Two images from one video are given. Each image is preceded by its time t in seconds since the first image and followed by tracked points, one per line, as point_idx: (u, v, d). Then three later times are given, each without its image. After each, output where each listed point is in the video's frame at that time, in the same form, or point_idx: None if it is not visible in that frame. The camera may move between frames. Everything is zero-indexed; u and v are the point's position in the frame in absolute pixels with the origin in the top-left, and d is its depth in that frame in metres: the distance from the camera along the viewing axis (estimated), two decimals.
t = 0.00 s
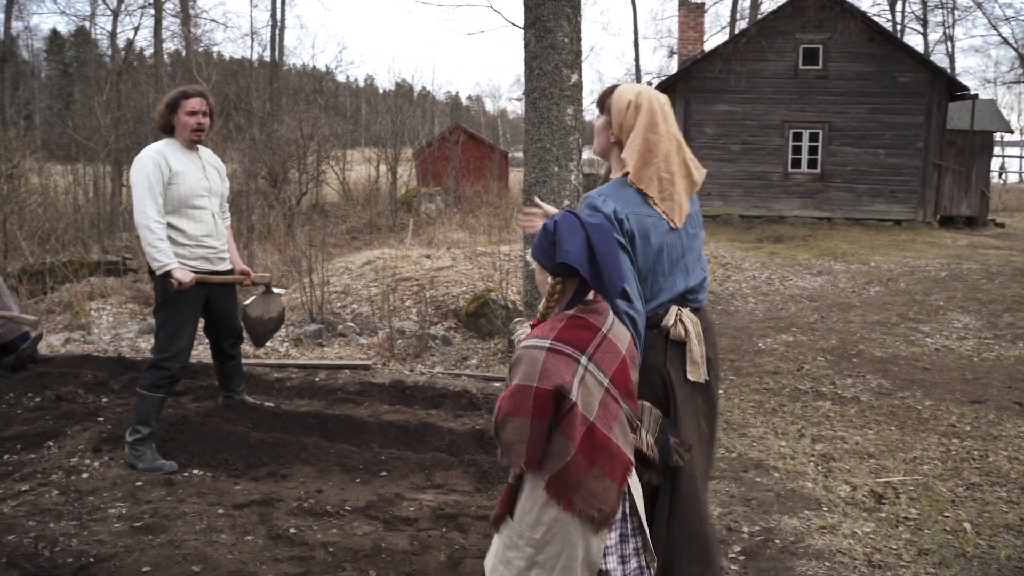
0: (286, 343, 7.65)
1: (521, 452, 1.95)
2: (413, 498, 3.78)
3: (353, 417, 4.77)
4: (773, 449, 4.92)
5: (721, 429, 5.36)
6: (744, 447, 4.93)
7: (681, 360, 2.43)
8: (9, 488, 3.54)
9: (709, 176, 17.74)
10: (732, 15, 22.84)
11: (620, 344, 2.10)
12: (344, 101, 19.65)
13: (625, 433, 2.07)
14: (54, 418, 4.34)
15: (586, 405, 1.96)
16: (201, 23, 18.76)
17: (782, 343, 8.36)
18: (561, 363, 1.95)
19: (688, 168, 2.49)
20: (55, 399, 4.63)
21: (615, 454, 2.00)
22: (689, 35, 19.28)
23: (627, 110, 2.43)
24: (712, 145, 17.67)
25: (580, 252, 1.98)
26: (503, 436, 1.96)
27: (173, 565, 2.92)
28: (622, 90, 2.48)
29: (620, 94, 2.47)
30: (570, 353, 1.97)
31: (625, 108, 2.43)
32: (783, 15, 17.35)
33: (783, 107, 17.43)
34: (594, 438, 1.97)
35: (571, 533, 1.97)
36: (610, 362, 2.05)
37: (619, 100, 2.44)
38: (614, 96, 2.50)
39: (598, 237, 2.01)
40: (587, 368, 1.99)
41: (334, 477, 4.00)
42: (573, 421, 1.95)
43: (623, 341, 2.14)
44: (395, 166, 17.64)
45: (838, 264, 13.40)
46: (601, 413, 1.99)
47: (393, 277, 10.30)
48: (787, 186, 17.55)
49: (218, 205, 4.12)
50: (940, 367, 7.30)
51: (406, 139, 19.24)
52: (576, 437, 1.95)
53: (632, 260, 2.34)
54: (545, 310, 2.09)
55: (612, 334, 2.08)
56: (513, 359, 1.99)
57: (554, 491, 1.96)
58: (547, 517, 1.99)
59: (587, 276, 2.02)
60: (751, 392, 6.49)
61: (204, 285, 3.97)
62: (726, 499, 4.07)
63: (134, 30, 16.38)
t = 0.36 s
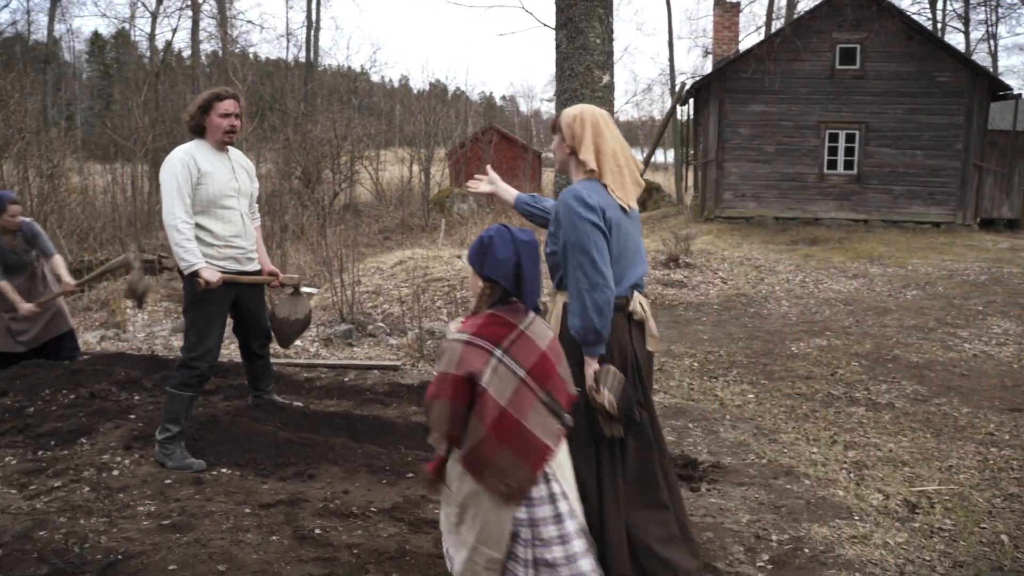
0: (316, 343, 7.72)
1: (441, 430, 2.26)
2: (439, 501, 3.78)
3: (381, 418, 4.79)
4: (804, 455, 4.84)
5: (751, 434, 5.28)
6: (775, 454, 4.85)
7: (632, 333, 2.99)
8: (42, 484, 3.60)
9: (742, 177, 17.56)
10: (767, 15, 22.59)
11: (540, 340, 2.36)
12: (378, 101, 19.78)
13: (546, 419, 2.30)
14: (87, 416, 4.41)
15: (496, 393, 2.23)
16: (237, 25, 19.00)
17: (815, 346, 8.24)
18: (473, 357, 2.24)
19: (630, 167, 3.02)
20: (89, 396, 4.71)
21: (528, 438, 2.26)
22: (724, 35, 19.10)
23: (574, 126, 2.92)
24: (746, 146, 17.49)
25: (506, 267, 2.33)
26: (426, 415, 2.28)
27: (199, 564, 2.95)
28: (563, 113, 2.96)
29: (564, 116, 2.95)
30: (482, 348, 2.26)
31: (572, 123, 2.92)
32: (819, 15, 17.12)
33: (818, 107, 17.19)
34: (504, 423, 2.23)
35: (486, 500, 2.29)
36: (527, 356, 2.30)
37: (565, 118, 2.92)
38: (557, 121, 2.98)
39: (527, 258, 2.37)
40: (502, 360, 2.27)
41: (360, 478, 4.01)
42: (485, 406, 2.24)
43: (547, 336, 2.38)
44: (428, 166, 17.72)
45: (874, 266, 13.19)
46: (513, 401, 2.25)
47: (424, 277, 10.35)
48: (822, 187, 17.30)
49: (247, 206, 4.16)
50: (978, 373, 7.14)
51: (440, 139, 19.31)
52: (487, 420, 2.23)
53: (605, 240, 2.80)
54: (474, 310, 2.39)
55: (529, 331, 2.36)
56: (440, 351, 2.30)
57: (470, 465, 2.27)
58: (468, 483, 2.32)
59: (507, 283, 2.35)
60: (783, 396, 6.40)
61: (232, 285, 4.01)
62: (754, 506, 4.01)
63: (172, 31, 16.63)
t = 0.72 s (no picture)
0: (344, 343, 7.78)
1: (390, 388, 2.64)
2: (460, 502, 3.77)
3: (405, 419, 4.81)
4: (832, 461, 4.77)
5: (778, 439, 5.23)
6: (801, 459, 4.79)
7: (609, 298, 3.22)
8: (71, 480, 3.66)
9: (774, 179, 17.39)
10: (801, 14, 22.31)
11: (481, 309, 2.78)
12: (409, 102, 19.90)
13: (479, 380, 2.75)
14: (116, 413, 4.49)
15: (442, 353, 2.66)
16: (271, 26, 19.22)
17: (845, 350, 8.12)
18: (422, 320, 2.65)
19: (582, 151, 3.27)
20: (119, 393, 4.79)
21: (468, 394, 2.69)
22: (756, 35, 18.91)
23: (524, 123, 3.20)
24: (778, 147, 17.30)
25: (443, 235, 2.68)
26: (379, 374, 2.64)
27: (221, 562, 2.98)
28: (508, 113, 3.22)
29: (510, 116, 3.22)
30: (430, 313, 2.66)
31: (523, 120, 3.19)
32: (853, 14, 16.86)
33: (852, 107, 16.94)
34: (449, 380, 2.66)
35: (429, 453, 2.67)
36: (469, 322, 2.73)
37: (516, 115, 3.19)
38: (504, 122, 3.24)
39: (460, 223, 2.73)
40: (446, 325, 2.68)
41: (383, 479, 4.02)
42: (432, 365, 2.65)
43: (486, 306, 2.81)
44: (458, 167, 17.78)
45: (908, 269, 12.98)
46: (456, 362, 2.68)
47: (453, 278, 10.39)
48: (855, 188, 17.06)
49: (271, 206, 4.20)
50: (1014, 379, 6.98)
51: (470, 139, 19.38)
52: (435, 377, 2.65)
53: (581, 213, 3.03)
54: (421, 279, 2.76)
55: (471, 301, 2.77)
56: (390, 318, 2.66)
57: (417, 418, 2.66)
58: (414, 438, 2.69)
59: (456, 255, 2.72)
60: (812, 400, 6.32)
61: (257, 285, 4.04)
62: (779, 512, 3.96)
63: (207, 33, 16.87)
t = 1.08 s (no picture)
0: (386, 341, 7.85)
1: (380, 349, 2.96)
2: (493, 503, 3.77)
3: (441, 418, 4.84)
4: (875, 470, 4.65)
5: (820, 445, 5.12)
6: (844, 467, 4.68)
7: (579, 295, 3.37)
8: (114, 471, 3.76)
9: (822, 181, 17.06)
10: (854, 13, 21.84)
11: (455, 280, 3.11)
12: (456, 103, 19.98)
13: (454, 342, 3.06)
14: (160, 407, 4.59)
15: (423, 319, 2.98)
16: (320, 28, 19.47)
17: (893, 356, 7.92)
18: (406, 290, 2.96)
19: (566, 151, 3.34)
20: (163, 388, 4.90)
21: (446, 354, 3.00)
22: (805, 35, 18.58)
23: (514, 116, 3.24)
24: (827, 148, 16.96)
25: (417, 212, 2.98)
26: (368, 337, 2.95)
27: (255, 556, 3.01)
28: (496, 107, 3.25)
29: (500, 109, 3.23)
30: (413, 283, 2.97)
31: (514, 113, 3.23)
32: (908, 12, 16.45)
33: (905, 108, 16.53)
34: (429, 343, 2.97)
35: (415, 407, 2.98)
36: (445, 291, 3.05)
37: (505, 112, 3.22)
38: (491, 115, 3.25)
39: (432, 204, 3.02)
40: (427, 293, 3.00)
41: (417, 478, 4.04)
42: (414, 329, 2.97)
43: (459, 278, 3.13)
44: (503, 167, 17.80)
45: (961, 274, 12.61)
46: (435, 326, 3.00)
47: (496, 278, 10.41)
48: (907, 191, 16.65)
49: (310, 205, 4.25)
50: None
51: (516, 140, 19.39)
52: (415, 340, 2.96)
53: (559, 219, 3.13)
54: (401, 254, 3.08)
55: (448, 272, 3.09)
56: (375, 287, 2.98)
57: (403, 379, 2.97)
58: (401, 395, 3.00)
59: (434, 233, 3.03)
60: (856, 407, 6.18)
61: (295, 283, 4.09)
62: (818, 520, 3.87)
63: (258, 35, 17.16)
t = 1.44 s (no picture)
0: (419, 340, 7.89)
1: (339, 339, 3.10)
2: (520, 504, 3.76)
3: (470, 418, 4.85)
4: (911, 477, 4.54)
5: (853, 452, 5.01)
6: (878, 474, 4.57)
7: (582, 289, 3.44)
8: (147, 466, 3.83)
9: (865, 182, 16.74)
10: (900, 11, 21.39)
11: (419, 277, 3.20)
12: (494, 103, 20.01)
13: (414, 336, 3.17)
14: (193, 402, 4.66)
15: (379, 313, 3.10)
16: (361, 29, 19.63)
17: (933, 362, 7.74)
18: (363, 286, 3.09)
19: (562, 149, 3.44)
20: (198, 383, 4.98)
21: (402, 347, 3.12)
22: (849, 34, 18.24)
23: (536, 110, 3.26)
24: (870, 149, 16.63)
25: (378, 214, 3.07)
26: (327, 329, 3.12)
27: (280, 552, 3.05)
28: (519, 97, 3.24)
29: (525, 101, 3.23)
30: (370, 280, 3.09)
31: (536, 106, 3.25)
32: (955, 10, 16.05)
33: (950, 108, 16.15)
34: (383, 335, 3.09)
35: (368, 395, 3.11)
36: (405, 288, 3.15)
37: (532, 107, 3.23)
38: (515, 105, 3.22)
39: (397, 209, 3.07)
40: (384, 289, 3.11)
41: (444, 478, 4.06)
42: (369, 323, 3.09)
43: (425, 275, 3.22)
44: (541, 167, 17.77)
45: (1006, 278, 12.27)
46: (392, 320, 3.11)
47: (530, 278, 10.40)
48: (952, 193, 16.26)
49: (341, 204, 4.29)
50: None
51: (554, 140, 19.35)
52: (369, 332, 3.09)
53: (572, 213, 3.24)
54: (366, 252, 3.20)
55: (410, 270, 3.18)
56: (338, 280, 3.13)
57: (357, 367, 3.12)
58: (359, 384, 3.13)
59: (393, 235, 3.11)
60: (892, 413, 6.05)
61: (326, 282, 4.10)
62: (849, 528, 3.80)
63: (300, 36, 17.35)
